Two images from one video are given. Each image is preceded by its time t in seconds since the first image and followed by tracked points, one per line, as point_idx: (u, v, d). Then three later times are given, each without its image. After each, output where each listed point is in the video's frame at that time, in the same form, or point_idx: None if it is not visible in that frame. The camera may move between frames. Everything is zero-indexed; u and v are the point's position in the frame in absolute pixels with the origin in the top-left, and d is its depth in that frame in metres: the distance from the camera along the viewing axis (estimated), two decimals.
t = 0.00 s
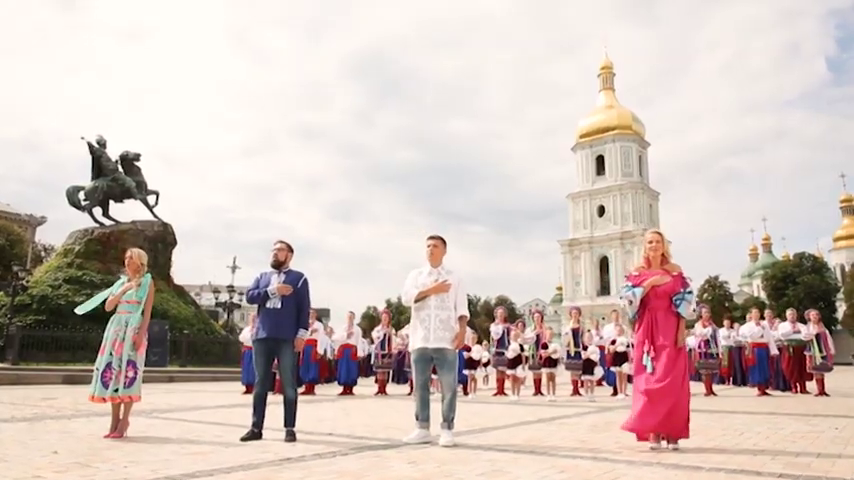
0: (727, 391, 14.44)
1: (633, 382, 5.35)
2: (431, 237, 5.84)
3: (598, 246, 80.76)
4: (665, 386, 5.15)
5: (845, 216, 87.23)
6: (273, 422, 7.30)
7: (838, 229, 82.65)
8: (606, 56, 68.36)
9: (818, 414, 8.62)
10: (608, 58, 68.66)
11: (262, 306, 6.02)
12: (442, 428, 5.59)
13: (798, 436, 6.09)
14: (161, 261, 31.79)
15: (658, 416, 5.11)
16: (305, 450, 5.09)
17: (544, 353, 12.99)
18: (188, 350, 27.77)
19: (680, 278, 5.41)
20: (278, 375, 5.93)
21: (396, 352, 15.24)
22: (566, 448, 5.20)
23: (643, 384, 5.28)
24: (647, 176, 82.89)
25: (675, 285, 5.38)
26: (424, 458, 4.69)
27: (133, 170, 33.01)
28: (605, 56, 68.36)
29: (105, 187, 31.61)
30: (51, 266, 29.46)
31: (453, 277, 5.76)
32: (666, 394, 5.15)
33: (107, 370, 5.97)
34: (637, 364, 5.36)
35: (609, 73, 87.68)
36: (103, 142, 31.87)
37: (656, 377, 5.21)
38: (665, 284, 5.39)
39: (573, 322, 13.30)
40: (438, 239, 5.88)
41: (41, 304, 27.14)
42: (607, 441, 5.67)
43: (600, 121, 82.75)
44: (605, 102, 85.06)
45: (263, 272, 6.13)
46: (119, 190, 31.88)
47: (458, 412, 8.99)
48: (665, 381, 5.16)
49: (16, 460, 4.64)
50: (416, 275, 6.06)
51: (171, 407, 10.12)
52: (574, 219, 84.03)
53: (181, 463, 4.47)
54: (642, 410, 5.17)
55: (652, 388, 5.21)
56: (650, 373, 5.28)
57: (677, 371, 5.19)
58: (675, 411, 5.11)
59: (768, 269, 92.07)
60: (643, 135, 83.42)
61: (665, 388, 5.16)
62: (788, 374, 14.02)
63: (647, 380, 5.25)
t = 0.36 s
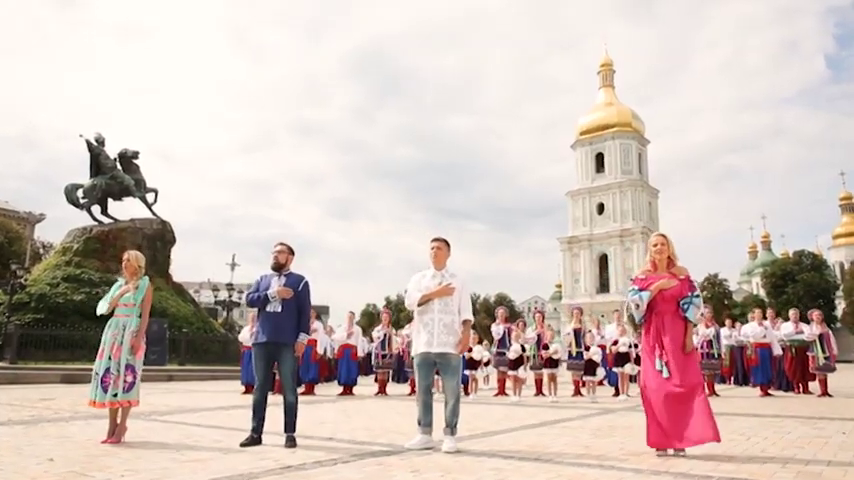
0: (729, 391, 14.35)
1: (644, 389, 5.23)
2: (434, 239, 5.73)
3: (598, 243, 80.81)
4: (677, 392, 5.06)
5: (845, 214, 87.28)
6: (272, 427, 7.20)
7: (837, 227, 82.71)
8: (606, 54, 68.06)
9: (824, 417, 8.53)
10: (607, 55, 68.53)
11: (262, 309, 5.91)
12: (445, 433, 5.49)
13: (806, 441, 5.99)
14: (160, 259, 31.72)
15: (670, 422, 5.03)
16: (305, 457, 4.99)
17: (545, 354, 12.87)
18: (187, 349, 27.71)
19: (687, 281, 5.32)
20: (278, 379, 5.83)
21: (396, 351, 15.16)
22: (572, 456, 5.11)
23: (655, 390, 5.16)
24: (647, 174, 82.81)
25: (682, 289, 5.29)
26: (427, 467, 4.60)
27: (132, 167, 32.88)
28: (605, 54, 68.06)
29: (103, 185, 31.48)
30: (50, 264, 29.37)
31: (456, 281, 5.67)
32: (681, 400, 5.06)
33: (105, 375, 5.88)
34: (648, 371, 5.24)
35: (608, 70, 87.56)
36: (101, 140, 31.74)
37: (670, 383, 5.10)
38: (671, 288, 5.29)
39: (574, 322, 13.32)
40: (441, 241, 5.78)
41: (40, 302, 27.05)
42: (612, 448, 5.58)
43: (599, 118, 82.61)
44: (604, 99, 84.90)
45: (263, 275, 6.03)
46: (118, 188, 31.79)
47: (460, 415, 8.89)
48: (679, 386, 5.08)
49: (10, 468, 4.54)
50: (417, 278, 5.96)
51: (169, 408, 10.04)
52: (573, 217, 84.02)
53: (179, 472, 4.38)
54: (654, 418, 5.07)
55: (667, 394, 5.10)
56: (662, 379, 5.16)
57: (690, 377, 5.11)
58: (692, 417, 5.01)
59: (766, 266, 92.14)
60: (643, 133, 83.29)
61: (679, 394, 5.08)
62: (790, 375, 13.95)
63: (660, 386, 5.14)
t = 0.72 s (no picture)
0: (728, 390, 14.28)
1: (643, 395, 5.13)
2: (435, 242, 5.58)
3: (596, 238, 80.84)
4: (675, 399, 4.93)
5: (842, 209, 87.38)
6: (270, 431, 7.07)
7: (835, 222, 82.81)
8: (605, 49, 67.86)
9: (827, 420, 8.43)
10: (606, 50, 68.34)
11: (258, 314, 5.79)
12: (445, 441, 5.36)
13: (813, 448, 5.88)
14: (157, 255, 31.58)
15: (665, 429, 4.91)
16: (302, 467, 4.87)
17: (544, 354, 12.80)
18: (185, 345, 27.65)
19: (693, 286, 5.18)
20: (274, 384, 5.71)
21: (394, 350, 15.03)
22: (575, 464, 4.99)
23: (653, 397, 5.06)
24: (645, 169, 82.74)
25: (687, 294, 5.14)
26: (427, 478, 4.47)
27: (128, 162, 32.66)
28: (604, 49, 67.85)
29: (99, 180, 31.28)
30: (46, 260, 29.21)
31: (457, 285, 5.53)
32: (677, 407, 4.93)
33: (97, 381, 5.75)
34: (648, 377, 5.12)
35: (606, 65, 87.32)
36: (97, 135, 31.53)
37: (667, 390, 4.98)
38: (676, 294, 5.16)
39: (574, 321, 13.23)
40: (442, 244, 5.62)
41: (36, 298, 26.91)
42: (615, 455, 5.46)
43: (597, 113, 82.44)
44: (603, 94, 84.71)
45: (260, 277, 5.91)
46: (114, 183, 31.61)
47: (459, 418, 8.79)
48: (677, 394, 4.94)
49: None
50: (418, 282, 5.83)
51: (166, 410, 9.93)
52: (572, 212, 84.01)
53: None
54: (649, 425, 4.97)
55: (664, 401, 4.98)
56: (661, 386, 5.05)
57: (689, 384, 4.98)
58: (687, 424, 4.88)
59: (764, 261, 92.26)
60: (641, 128, 83.14)
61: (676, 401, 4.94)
62: (790, 374, 13.91)
63: (659, 393, 5.02)
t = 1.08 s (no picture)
0: (726, 389, 14.21)
1: (644, 404, 4.98)
2: (431, 246, 5.41)
3: (592, 231, 80.82)
4: (676, 408, 4.79)
5: (837, 203, 87.59)
6: (263, 435, 6.91)
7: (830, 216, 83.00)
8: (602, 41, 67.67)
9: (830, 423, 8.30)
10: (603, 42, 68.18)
11: (250, 319, 5.64)
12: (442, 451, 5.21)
13: (818, 457, 5.75)
14: (152, 249, 31.37)
15: (665, 440, 4.76)
16: None
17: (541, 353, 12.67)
18: (179, 340, 27.54)
19: (698, 292, 5.05)
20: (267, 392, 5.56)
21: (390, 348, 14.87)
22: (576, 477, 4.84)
23: (655, 407, 4.91)
24: (641, 162, 82.67)
25: (692, 301, 5.03)
26: None
27: (122, 155, 32.37)
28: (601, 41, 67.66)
29: (93, 173, 31.01)
30: (39, 254, 28.97)
31: (454, 289, 5.38)
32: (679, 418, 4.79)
33: (86, 388, 5.59)
34: (650, 386, 4.97)
35: (603, 57, 87.13)
36: (91, 128, 31.23)
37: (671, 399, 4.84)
38: (681, 300, 5.03)
39: (572, 319, 13.10)
40: (438, 248, 5.45)
41: (29, 293, 26.67)
42: (618, 466, 5.31)
43: (594, 106, 82.29)
44: (599, 87, 84.53)
45: (252, 281, 5.75)
46: (108, 177, 31.35)
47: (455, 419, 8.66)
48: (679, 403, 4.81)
49: None
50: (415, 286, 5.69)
51: (157, 411, 9.77)
52: (568, 205, 83.99)
53: None
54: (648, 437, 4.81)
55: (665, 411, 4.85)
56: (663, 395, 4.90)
57: (693, 395, 4.83)
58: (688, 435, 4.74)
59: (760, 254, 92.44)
60: (638, 121, 83.02)
61: (679, 411, 4.79)
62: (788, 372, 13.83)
63: (660, 403, 4.88)
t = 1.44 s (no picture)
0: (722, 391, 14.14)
1: (647, 423, 4.79)
2: (425, 257, 5.24)
3: (586, 226, 80.85)
4: (680, 428, 4.62)
5: (830, 198, 87.94)
6: (253, 448, 6.72)
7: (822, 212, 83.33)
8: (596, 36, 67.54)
9: (830, 432, 8.18)
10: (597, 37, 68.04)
11: (238, 331, 5.45)
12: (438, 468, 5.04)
13: (823, 474, 5.61)
14: (143, 246, 31.09)
15: (669, 461, 4.57)
16: None
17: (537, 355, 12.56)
18: (170, 338, 27.33)
19: (701, 306, 4.90)
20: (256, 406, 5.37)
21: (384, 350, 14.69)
22: None
23: (658, 425, 4.73)
24: (635, 157, 82.69)
25: (695, 315, 4.86)
26: None
27: (113, 150, 32.02)
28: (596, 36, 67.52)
29: (83, 169, 30.65)
30: (29, 250, 28.71)
31: (448, 301, 5.21)
32: (684, 437, 4.61)
33: (68, 402, 5.38)
34: (652, 404, 4.79)
35: (598, 52, 86.98)
36: (81, 123, 30.86)
37: (674, 418, 4.66)
38: (683, 314, 4.86)
39: (568, 321, 13.05)
40: (432, 259, 5.28)
41: (18, 291, 26.35)
42: None
43: (589, 101, 82.18)
44: (594, 81, 84.39)
45: (240, 291, 5.56)
46: (99, 172, 31.00)
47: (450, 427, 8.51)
48: (683, 421, 4.63)
49: None
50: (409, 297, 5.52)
51: (146, 418, 9.57)
52: (562, 200, 84.01)
53: None
54: (651, 455, 4.62)
55: (669, 430, 4.66)
56: (666, 413, 4.72)
57: (697, 414, 4.66)
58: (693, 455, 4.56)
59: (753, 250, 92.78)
60: (632, 116, 82.99)
61: (684, 430, 4.61)
62: (785, 374, 13.70)
63: (664, 422, 4.70)
